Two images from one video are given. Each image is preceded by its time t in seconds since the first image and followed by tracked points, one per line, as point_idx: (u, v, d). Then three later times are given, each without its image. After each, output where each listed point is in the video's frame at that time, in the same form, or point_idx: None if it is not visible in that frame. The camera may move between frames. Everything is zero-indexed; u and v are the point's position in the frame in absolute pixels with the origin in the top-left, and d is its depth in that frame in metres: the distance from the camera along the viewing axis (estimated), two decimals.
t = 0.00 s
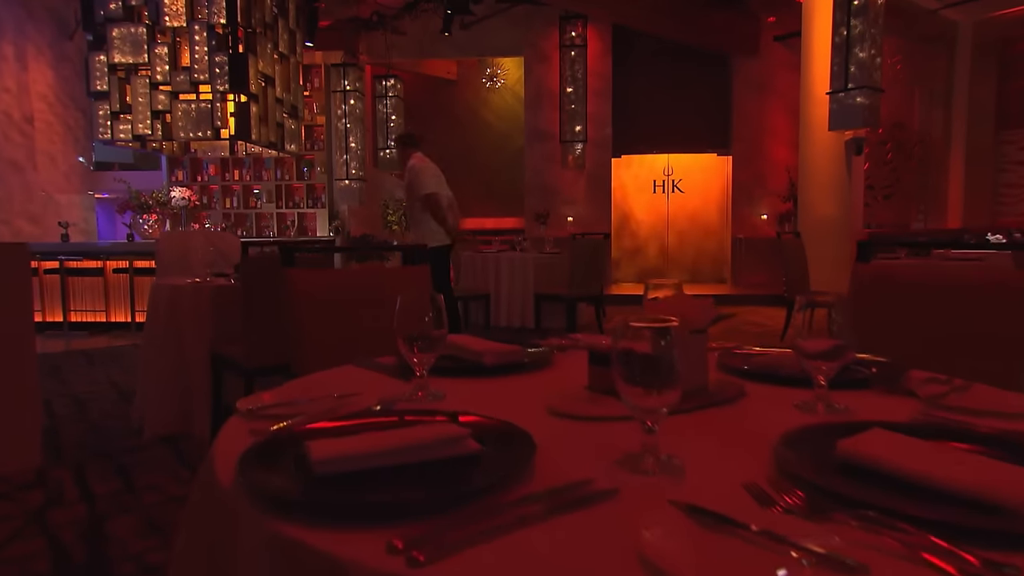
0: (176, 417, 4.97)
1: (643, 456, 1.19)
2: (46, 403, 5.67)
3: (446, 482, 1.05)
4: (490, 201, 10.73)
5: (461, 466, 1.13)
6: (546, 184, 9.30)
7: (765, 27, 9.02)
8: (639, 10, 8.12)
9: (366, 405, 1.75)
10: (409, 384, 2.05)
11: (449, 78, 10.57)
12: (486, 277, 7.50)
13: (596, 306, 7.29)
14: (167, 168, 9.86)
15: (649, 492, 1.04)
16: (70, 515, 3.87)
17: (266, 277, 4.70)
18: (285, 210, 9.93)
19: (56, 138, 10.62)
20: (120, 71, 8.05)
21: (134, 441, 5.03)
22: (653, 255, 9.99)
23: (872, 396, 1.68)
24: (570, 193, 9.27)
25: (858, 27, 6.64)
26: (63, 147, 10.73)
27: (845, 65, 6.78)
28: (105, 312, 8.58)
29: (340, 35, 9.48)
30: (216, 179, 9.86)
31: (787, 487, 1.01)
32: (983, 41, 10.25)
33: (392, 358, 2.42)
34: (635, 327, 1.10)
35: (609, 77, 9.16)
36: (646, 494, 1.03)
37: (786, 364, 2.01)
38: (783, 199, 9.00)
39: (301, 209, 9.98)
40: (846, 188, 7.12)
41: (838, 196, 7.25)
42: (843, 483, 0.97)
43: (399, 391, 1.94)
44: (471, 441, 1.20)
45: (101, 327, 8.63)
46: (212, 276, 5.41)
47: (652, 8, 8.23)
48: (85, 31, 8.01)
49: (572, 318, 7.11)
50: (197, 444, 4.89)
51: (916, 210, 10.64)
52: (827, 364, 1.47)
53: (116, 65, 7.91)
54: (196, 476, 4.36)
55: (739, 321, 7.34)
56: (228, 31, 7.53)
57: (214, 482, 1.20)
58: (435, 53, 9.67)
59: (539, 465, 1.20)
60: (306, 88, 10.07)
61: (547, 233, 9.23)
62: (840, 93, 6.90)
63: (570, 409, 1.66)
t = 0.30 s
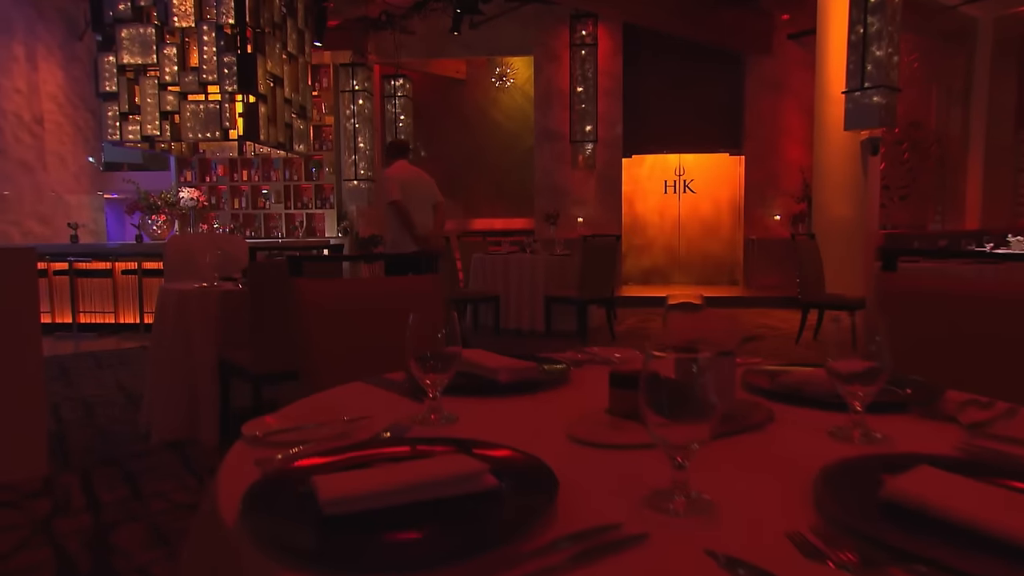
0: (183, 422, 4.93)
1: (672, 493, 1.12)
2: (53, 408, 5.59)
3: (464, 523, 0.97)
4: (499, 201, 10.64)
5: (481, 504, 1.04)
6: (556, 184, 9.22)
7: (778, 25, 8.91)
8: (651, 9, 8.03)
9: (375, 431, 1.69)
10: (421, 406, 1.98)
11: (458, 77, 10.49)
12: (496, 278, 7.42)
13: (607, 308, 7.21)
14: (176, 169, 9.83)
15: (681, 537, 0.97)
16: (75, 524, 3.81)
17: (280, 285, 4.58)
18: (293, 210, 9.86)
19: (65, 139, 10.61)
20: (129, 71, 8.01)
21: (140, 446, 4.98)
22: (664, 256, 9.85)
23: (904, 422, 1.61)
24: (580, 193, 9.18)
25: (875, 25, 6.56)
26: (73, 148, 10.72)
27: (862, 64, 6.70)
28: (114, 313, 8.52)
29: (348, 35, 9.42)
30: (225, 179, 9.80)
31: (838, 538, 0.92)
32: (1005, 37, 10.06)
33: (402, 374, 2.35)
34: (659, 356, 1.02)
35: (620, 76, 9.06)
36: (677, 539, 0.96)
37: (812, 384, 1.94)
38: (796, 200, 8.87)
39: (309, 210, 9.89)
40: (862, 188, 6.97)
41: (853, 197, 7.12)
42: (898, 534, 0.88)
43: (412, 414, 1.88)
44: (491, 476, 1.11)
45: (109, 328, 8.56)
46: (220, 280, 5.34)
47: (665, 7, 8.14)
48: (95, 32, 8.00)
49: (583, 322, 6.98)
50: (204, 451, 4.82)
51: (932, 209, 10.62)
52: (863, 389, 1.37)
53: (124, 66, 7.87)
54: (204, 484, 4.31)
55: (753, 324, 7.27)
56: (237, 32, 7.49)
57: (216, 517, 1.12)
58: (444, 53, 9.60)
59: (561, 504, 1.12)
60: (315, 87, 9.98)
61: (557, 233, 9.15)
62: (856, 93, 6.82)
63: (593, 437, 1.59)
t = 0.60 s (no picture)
0: (189, 433, 4.80)
1: (713, 546, 0.98)
2: (61, 413, 5.45)
3: None
4: (510, 201, 10.50)
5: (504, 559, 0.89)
6: (567, 184, 9.07)
7: (795, 21, 8.74)
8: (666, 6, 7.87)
9: (388, 466, 1.54)
10: (438, 433, 1.85)
11: (468, 75, 10.33)
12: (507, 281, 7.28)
13: (621, 311, 7.07)
14: (185, 169, 9.74)
15: None
16: (79, 539, 3.70)
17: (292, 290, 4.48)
18: (302, 211, 9.73)
19: (74, 139, 10.54)
20: (137, 72, 7.91)
21: (146, 454, 4.86)
22: (679, 256, 9.66)
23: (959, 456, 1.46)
24: (593, 193, 9.03)
25: (897, 21, 6.41)
26: (81, 148, 10.64)
27: (884, 61, 6.52)
28: (123, 316, 8.39)
29: (359, 34, 9.31)
30: (234, 180, 9.70)
31: None
32: None
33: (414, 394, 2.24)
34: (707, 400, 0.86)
35: (634, 74, 8.90)
36: None
37: (852, 409, 1.80)
38: (814, 201, 8.71)
39: (319, 210, 9.75)
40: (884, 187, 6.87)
41: (874, 197, 7.00)
42: None
43: (428, 444, 1.76)
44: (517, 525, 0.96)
45: (119, 331, 8.42)
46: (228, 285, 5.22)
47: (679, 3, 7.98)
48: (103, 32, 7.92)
49: (596, 324, 6.87)
50: (212, 460, 4.71)
51: (956, 210, 10.44)
52: (913, 423, 1.22)
53: (133, 66, 7.78)
54: (211, 495, 4.17)
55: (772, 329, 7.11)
56: (246, 31, 7.38)
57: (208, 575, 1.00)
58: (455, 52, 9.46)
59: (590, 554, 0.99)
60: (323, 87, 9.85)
61: (569, 234, 9.00)
62: (877, 91, 6.67)
63: (616, 472, 1.45)
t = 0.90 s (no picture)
0: (196, 443, 4.62)
1: None
2: (67, 421, 5.31)
3: None
4: (521, 201, 10.36)
5: None
6: (581, 184, 8.90)
7: (816, 17, 8.51)
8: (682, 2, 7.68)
9: (402, 510, 1.35)
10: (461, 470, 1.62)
11: (479, 74, 10.17)
12: (521, 285, 7.12)
13: (637, 316, 6.89)
14: (193, 170, 9.63)
15: None
16: (85, 555, 3.51)
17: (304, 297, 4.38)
18: (311, 212, 9.58)
19: (83, 139, 10.45)
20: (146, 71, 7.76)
21: (151, 466, 4.68)
22: (695, 257, 9.50)
23: None
24: (606, 193, 8.86)
25: (925, 16, 6.26)
26: (90, 148, 10.55)
27: (910, 58, 6.38)
28: (130, 319, 8.18)
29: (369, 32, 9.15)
30: (242, 180, 9.58)
31: None
32: None
33: (428, 422, 2.08)
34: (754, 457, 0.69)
35: (649, 72, 8.70)
36: None
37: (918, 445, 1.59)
38: (836, 202, 8.51)
39: (328, 211, 9.59)
40: (909, 188, 6.73)
41: (900, 198, 6.82)
42: None
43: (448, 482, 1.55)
44: None
45: (126, 334, 8.26)
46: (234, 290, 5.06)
47: None
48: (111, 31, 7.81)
49: (610, 329, 6.70)
50: (219, 471, 4.55)
51: (982, 211, 10.18)
52: (974, 469, 1.02)
53: (142, 67, 7.64)
54: (218, 510, 3.96)
55: (793, 336, 6.91)
56: (254, 30, 7.25)
57: None
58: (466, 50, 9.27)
59: None
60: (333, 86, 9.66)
61: (582, 236, 8.83)
62: (903, 89, 6.48)
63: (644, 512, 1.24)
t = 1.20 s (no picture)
0: (203, 457, 4.49)
1: None
2: (72, 433, 5.17)
3: None
4: (534, 202, 10.19)
5: None
6: (595, 185, 8.71)
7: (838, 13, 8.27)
8: None
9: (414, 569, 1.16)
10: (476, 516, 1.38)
11: (492, 72, 9.99)
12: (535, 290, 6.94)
13: (654, 322, 6.69)
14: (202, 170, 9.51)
15: None
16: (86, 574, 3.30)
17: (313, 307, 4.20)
18: (321, 213, 9.42)
19: (91, 140, 10.35)
20: (154, 72, 7.61)
21: (157, 480, 4.53)
22: (712, 260, 9.24)
23: None
24: (621, 194, 8.67)
25: (954, 12, 6.02)
26: (98, 149, 10.45)
27: (938, 55, 6.16)
28: (138, 322, 8.01)
29: (379, 30, 8.99)
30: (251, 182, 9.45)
31: None
32: None
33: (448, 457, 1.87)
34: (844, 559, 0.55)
35: (665, 70, 8.50)
36: None
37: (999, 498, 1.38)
38: (858, 203, 8.26)
39: (337, 212, 9.41)
40: (937, 189, 6.44)
41: (926, 199, 6.59)
42: None
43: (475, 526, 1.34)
44: None
45: (134, 338, 8.09)
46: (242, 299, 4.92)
47: None
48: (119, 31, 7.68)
49: (627, 335, 6.51)
50: (226, 487, 4.39)
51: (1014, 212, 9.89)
52: None
53: (149, 67, 7.50)
54: (225, 530, 3.75)
55: (816, 342, 6.68)
56: (263, 30, 7.11)
57: None
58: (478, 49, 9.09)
59: None
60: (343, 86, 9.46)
61: (596, 238, 8.65)
62: (930, 87, 6.27)
63: None
